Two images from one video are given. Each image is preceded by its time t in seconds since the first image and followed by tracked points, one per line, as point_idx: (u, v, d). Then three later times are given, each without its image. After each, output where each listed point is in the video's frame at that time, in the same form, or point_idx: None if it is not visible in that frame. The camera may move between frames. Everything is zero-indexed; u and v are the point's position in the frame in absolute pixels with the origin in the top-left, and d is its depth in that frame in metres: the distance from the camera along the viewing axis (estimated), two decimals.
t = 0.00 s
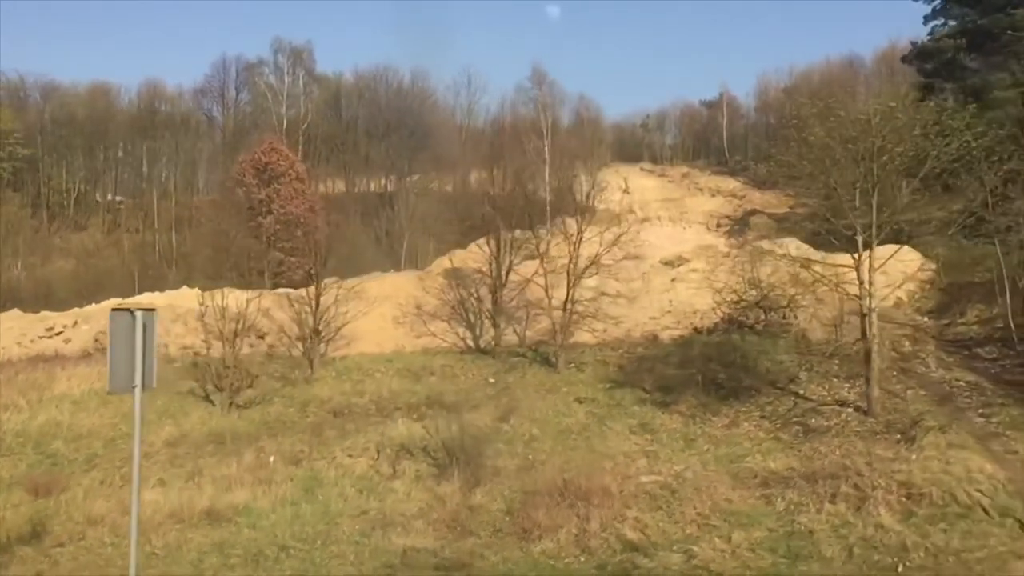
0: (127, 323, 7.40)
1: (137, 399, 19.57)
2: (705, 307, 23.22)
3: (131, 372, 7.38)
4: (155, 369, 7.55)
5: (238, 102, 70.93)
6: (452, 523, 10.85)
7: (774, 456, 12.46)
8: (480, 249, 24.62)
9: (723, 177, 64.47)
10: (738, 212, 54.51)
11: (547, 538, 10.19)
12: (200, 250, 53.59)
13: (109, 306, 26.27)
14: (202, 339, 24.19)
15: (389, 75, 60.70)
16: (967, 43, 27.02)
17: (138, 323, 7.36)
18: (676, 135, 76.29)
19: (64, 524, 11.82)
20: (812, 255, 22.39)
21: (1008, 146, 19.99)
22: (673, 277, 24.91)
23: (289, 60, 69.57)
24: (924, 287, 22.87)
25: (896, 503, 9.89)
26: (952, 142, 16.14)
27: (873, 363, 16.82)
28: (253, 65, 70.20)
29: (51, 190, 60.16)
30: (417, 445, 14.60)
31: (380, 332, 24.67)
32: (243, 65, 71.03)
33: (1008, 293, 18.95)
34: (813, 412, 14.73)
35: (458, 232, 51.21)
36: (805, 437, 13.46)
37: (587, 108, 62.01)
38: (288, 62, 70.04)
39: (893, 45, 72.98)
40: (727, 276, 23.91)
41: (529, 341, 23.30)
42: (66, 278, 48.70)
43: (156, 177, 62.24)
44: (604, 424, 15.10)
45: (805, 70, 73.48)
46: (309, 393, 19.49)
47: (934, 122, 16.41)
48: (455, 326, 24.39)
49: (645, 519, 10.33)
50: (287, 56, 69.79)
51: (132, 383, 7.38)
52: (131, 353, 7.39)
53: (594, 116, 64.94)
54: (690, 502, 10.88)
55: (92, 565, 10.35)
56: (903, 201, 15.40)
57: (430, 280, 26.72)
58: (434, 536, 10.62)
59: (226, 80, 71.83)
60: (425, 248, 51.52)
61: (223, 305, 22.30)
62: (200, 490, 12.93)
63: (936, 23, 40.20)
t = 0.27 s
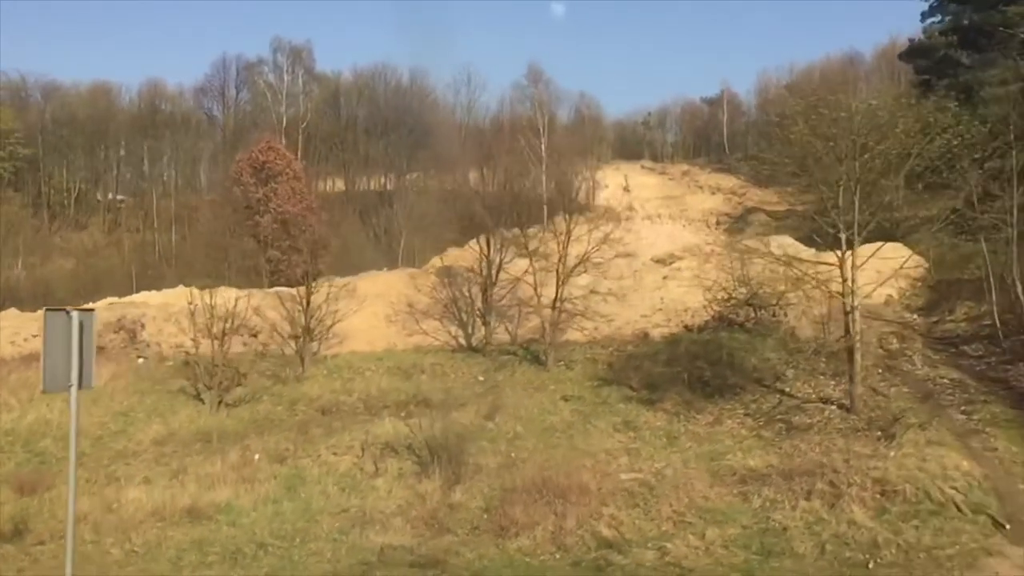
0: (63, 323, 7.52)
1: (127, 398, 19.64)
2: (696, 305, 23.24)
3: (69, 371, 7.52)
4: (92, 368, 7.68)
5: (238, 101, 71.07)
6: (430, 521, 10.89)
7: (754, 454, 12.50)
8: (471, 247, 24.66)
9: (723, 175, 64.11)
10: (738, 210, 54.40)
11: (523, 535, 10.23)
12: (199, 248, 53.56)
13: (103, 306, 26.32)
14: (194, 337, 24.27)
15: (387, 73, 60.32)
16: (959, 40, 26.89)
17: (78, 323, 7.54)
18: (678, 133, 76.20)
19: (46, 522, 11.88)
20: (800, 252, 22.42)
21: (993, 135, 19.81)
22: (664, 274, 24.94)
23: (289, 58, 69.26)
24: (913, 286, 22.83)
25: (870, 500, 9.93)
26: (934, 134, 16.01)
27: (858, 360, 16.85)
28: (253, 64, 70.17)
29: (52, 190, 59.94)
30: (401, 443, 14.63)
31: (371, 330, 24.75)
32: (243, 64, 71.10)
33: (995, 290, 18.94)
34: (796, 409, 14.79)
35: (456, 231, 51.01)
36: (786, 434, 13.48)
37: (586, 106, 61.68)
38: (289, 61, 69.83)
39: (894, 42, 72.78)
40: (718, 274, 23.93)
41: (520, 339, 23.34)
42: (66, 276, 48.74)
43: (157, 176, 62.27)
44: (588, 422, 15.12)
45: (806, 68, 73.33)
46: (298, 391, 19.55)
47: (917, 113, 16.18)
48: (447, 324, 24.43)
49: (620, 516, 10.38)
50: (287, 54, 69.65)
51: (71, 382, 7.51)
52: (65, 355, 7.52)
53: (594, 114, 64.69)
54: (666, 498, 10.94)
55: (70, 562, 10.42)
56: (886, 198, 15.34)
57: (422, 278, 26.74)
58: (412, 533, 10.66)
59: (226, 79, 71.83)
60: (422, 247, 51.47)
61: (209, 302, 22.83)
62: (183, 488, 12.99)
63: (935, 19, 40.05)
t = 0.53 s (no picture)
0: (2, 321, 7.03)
1: (119, 398, 19.71)
2: (688, 303, 23.25)
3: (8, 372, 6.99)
4: (33, 369, 7.16)
5: (239, 100, 71.21)
6: (410, 519, 10.92)
7: (736, 452, 12.54)
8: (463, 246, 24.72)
9: (725, 172, 63.76)
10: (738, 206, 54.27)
11: (501, 533, 10.28)
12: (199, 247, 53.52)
13: (98, 306, 26.40)
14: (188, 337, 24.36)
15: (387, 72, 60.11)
16: (953, 39, 26.71)
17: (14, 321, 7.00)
18: (679, 130, 76.06)
19: (30, 521, 11.93)
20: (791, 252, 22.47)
21: (982, 130, 19.79)
22: (657, 273, 24.95)
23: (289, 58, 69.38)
24: (904, 285, 22.76)
25: (845, 498, 9.95)
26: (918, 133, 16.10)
27: (846, 358, 16.89)
28: (253, 63, 70.27)
29: (53, 190, 59.59)
30: (387, 441, 14.67)
31: (365, 330, 24.82)
32: (244, 63, 71.19)
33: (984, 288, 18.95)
34: (782, 407, 14.81)
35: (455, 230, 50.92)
36: (770, 432, 13.52)
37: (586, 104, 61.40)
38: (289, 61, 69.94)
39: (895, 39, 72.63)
40: (710, 272, 23.95)
41: (512, 338, 23.38)
42: (65, 276, 48.71)
43: (158, 176, 62.02)
44: (574, 420, 15.15)
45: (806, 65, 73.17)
46: (289, 390, 19.60)
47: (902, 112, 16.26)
48: (440, 323, 24.47)
49: (598, 514, 10.43)
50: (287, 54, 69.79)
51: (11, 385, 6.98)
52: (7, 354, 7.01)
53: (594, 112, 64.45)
54: (644, 496, 10.99)
55: (52, 561, 10.47)
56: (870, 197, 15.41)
57: (416, 277, 26.78)
58: (391, 531, 10.69)
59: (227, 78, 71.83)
60: (421, 247, 51.39)
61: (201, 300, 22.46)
62: (168, 487, 13.04)
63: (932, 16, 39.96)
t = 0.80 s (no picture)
0: None
1: (112, 397, 19.79)
2: (680, 301, 23.27)
3: None
4: None
5: (240, 100, 71.49)
6: (391, 517, 10.96)
7: (717, 449, 12.59)
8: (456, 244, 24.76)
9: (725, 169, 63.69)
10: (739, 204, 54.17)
11: (480, 532, 10.32)
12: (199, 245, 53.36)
13: (94, 305, 26.51)
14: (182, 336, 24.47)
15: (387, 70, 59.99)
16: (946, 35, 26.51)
17: None
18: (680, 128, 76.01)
19: (15, 521, 11.98)
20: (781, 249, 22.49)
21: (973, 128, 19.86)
22: (650, 272, 25.00)
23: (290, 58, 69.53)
24: (897, 284, 22.67)
25: (822, 495, 9.98)
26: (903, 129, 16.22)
27: (833, 355, 16.91)
28: (254, 63, 70.41)
29: (55, 191, 59.12)
30: (374, 439, 14.72)
31: (358, 328, 24.94)
32: (245, 63, 71.38)
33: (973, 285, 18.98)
34: (768, 405, 14.84)
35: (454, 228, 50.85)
36: (755, 430, 13.55)
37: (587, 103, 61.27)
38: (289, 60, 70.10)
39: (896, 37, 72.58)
40: (702, 271, 23.99)
41: (505, 337, 23.43)
42: (66, 275, 48.01)
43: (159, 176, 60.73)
44: (560, 418, 15.21)
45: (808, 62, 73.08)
46: (280, 390, 19.66)
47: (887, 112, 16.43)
48: (434, 322, 24.52)
49: (576, 512, 10.47)
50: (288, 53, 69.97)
51: None
52: None
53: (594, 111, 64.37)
54: (623, 494, 11.04)
55: (35, 560, 10.52)
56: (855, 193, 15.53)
57: (410, 275, 26.83)
58: (372, 530, 10.72)
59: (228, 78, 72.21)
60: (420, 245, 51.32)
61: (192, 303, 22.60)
62: (154, 486, 13.14)
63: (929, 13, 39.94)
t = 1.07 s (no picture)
0: None
1: (104, 397, 19.86)
2: (673, 300, 23.26)
3: None
4: None
5: (241, 100, 71.50)
6: (371, 517, 11.00)
7: (699, 448, 12.63)
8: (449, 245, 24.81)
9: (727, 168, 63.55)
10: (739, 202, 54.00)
11: (458, 531, 10.35)
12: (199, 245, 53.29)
13: (90, 306, 26.64)
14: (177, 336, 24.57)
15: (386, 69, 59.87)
16: (940, 33, 26.36)
17: None
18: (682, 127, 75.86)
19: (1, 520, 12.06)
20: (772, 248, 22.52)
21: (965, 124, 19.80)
22: (643, 271, 25.00)
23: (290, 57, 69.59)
24: (890, 284, 22.61)
25: (798, 493, 10.00)
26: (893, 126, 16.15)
27: (821, 354, 16.94)
28: (254, 63, 70.47)
29: (58, 193, 58.94)
30: (360, 439, 14.75)
31: (352, 328, 25.03)
32: (245, 63, 71.43)
33: (962, 283, 18.96)
34: (754, 404, 14.85)
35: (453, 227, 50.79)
36: (739, 428, 13.59)
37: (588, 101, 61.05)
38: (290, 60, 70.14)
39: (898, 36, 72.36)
40: (695, 270, 23.99)
41: (498, 336, 23.46)
42: (68, 275, 47.80)
43: (161, 177, 60.30)
44: (547, 417, 15.24)
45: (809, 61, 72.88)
46: (272, 390, 19.71)
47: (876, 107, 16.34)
48: (427, 322, 24.55)
49: (554, 511, 10.50)
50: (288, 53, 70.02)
51: None
52: None
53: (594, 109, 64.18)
54: (602, 493, 11.07)
55: (17, 560, 10.58)
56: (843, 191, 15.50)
57: (404, 275, 26.88)
58: (352, 529, 10.77)
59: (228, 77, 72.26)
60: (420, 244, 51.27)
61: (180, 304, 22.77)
62: (140, 486, 13.21)
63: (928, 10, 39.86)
